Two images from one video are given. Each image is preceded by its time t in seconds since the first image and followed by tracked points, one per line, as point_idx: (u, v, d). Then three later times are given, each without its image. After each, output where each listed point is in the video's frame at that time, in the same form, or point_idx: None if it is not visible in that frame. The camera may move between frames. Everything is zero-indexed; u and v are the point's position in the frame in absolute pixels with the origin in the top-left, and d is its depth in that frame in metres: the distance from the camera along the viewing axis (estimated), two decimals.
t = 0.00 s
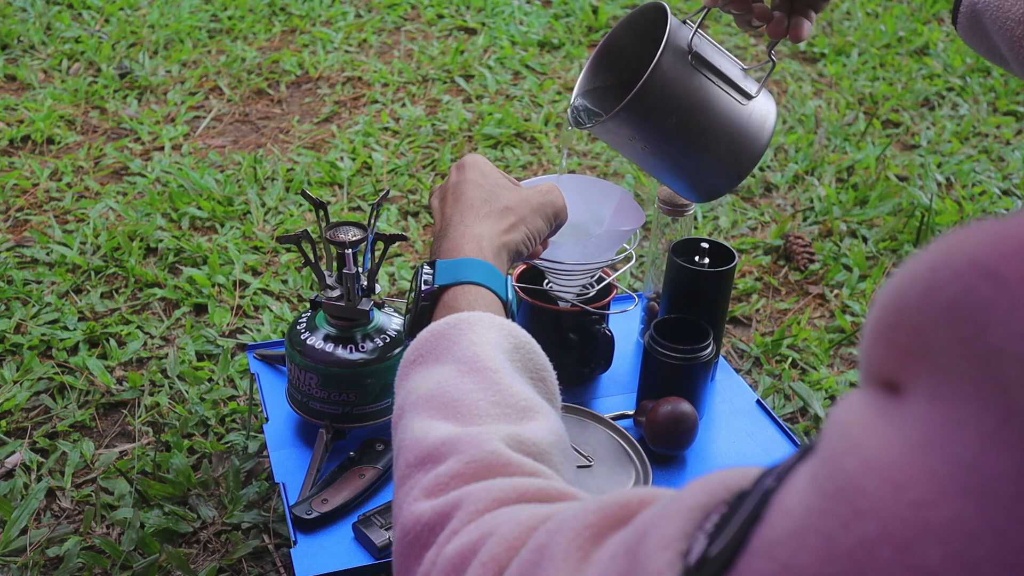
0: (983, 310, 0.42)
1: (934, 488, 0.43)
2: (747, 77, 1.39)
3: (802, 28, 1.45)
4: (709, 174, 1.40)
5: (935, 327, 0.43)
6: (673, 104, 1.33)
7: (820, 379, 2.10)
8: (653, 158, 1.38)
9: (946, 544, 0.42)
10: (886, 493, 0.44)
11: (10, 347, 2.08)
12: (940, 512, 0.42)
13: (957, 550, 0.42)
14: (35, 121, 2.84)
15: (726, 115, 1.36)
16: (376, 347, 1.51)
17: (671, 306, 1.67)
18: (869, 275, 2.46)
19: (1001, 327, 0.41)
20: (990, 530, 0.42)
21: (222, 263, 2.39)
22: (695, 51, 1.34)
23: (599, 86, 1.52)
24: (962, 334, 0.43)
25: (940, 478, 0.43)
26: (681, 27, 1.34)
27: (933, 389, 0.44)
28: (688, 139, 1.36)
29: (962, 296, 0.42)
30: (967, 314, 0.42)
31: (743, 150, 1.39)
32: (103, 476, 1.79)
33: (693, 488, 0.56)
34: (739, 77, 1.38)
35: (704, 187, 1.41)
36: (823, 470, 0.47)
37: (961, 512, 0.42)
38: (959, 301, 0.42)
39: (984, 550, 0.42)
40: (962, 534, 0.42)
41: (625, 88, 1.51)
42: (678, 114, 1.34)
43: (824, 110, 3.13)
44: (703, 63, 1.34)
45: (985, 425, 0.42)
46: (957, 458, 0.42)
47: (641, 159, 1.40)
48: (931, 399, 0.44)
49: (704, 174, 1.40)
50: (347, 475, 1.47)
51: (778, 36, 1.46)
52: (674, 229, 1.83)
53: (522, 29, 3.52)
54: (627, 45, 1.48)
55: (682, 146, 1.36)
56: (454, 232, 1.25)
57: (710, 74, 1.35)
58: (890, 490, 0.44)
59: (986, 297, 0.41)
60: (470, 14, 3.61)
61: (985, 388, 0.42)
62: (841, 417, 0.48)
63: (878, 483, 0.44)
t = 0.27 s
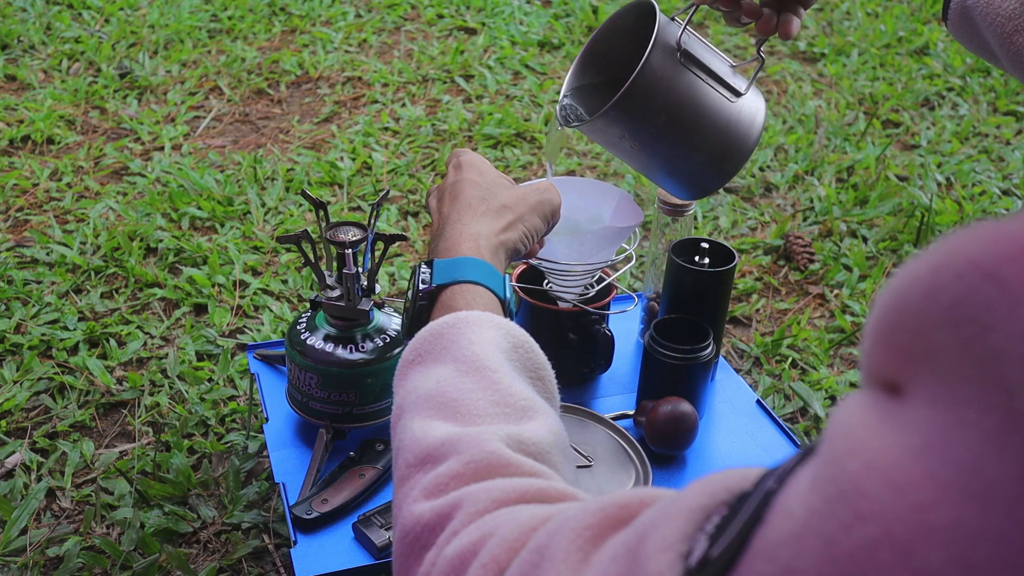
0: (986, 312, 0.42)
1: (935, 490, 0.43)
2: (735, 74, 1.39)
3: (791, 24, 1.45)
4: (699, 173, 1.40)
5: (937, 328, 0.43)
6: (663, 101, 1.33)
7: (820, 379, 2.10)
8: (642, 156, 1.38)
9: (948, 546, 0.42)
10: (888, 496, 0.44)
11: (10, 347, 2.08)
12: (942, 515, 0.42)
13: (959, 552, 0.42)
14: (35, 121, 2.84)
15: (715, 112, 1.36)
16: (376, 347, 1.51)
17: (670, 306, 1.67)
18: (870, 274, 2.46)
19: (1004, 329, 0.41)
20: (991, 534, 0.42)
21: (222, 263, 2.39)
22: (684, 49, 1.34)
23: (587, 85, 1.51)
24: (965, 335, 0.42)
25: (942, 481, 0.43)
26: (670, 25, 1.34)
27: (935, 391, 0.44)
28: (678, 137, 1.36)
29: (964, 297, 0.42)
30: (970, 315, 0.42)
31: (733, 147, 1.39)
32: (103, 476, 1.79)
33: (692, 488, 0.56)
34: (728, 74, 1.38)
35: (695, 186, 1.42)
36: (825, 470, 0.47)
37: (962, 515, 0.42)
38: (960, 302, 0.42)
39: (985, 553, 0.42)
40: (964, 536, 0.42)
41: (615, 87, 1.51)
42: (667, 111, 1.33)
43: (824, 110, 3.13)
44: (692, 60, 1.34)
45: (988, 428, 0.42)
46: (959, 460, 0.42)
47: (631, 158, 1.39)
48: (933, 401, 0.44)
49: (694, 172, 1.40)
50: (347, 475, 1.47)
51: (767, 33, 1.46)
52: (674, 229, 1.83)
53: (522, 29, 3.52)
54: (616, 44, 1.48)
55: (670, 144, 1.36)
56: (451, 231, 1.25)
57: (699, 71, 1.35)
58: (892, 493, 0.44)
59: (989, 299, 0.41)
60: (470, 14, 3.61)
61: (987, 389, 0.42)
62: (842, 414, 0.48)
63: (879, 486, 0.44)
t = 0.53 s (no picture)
0: (994, 312, 0.42)
1: (943, 492, 0.43)
2: (732, 80, 1.39)
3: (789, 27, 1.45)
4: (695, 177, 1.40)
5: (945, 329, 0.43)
6: (660, 105, 1.33)
7: (820, 379, 2.10)
8: (637, 161, 1.38)
9: (956, 548, 0.42)
10: (895, 496, 0.44)
11: (10, 347, 2.08)
12: (950, 516, 0.42)
13: (968, 554, 0.42)
14: (35, 121, 2.84)
15: (711, 117, 1.36)
16: (376, 347, 1.51)
17: (671, 306, 1.67)
18: (870, 274, 2.46)
19: (1013, 329, 0.41)
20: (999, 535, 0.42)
21: (223, 263, 2.39)
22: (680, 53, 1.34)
23: (581, 90, 1.51)
24: (973, 337, 0.42)
25: (950, 482, 0.43)
26: (666, 30, 1.34)
27: (943, 391, 0.44)
28: (674, 142, 1.35)
29: (972, 297, 0.42)
30: (979, 315, 0.42)
31: (729, 153, 1.39)
32: (103, 476, 1.79)
33: (698, 489, 0.56)
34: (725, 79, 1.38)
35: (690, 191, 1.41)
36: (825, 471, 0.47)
37: (970, 517, 0.42)
38: (969, 303, 0.42)
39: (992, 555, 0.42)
40: (973, 538, 0.42)
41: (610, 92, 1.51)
42: (663, 116, 1.33)
43: (824, 110, 3.13)
44: (688, 64, 1.34)
45: (995, 430, 0.42)
46: (968, 462, 0.42)
47: (627, 162, 1.39)
48: (940, 401, 0.44)
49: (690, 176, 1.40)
50: (347, 475, 1.47)
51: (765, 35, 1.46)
52: (674, 229, 1.83)
53: (522, 29, 3.52)
54: (611, 49, 1.48)
55: (665, 148, 1.36)
56: (453, 232, 1.25)
57: (695, 76, 1.35)
58: (899, 494, 0.44)
59: (998, 300, 0.41)
60: (470, 14, 3.61)
61: (995, 390, 0.42)
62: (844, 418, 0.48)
63: (886, 487, 0.44)
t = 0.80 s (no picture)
0: None
1: (977, 489, 0.42)
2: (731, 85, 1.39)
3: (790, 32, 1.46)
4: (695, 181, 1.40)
5: (978, 323, 0.43)
6: (660, 108, 1.32)
7: (820, 379, 2.10)
8: (636, 164, 1.38)
9: (992, 547, 0.41)
10: (926, 493, 0.43)
11: (10, 347, 2.08)
12: (984, 513, 0.42)
13: (1004, 553, 0.41)
14: (35, 121, 2.84)
15: (711, 121, 1.36)
16: (376, 347, 1.51)
17: (671, 306, 1.67)
18: (870, 274, 2.45)
19: None
20: None
21: (222, 263, 2.39)
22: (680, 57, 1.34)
23: (579, 94, 1.51)
24: (1006, 331, 0.42)
25: (984, 479, 0.42)
26: (666, 33, 1.35)
27: (973, 387, 0.44)
28: (673, 146, 1.35)
29: (1005, 289, 0.42)
30: (1012, 309, 0.42)
31: (728, 158, 1.39)
32: (103, 476, 1.79)
33: (714, 488, 0.56)
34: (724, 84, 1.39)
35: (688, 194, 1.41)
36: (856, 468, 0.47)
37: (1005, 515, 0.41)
38: (1003, 295, 0.42)
39: None
40: (1010, 536, 0.41)
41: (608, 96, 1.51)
42: (664, 119, 1.33)
43: (824, 109, 3.13)
44: (688, 69, 1.34)
45: None
46: (1001, 458, 0.42)
47: (625, 165, 1.39)
48: (973, 397, 0.44)
49: (690, 180, 1.40)
50: (347, 474, 1.47)
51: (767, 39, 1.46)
52: (674, 229, 1.83)
53: (522, 29, 3.52)
54: (609, 54, 1.48)
55: (663, 152, 1.36)
56: (465, 231, 1.24)
57: (695, 80, 1.35)
58: (929, 492, 0.43)
59: None
60: (470, 14, 3.61)
61: None
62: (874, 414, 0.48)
63: (915, 484, 0.44)
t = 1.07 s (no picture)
0: None
1: None
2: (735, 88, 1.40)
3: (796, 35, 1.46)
4: (698, 184, 1.40)
5: None
6: (664, 109, 1.33)
7: (820, 379, 2.10)
8: (641, 166, 1.38)
9: None
10: None
11: (10, 347, 2.08)
12: None
13: None
14: (35, 121, 2.84)
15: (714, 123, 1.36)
16: (376, 347, 1.51)
17: (671, 306, 1.67)
18: (870, 274, 2.46)
19: None
20: None
21: (222, 263, 2.39)
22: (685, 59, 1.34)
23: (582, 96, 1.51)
24: None
25: None
26: (671, 36, 1.35)
27: None
28: (677, 147, 1.35)
29: None
30: None
31: (731, 160, 1.39)
32: (103, 476, 1.79)
33: (773, 487, 0.51)
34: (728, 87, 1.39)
35: (691, 196, 1.41)
36: (893, 493, 0.43)
37: None
38: None
39: None
40: None
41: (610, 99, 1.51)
42: (668, 120, 1.33)
43: (824, 109, 3.13)
44: (693, 71, 1.35)
45: None
46: None
47: (629, 166, 1.38)
48: None
49: (692, 182, 1.39)
50: (347, 474, 1.47)
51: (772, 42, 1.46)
52: (675, 229, 1.83)
53: (522, 29, 3.52)
54: (613, 57, 1.48)
55: (667, 154, 1.36)
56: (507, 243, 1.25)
57: (700, 82, 1.35)
58: None
59: None
60: (470, 14, 3.61)
61: None
62: (927, 433, 0.44)
63: None
